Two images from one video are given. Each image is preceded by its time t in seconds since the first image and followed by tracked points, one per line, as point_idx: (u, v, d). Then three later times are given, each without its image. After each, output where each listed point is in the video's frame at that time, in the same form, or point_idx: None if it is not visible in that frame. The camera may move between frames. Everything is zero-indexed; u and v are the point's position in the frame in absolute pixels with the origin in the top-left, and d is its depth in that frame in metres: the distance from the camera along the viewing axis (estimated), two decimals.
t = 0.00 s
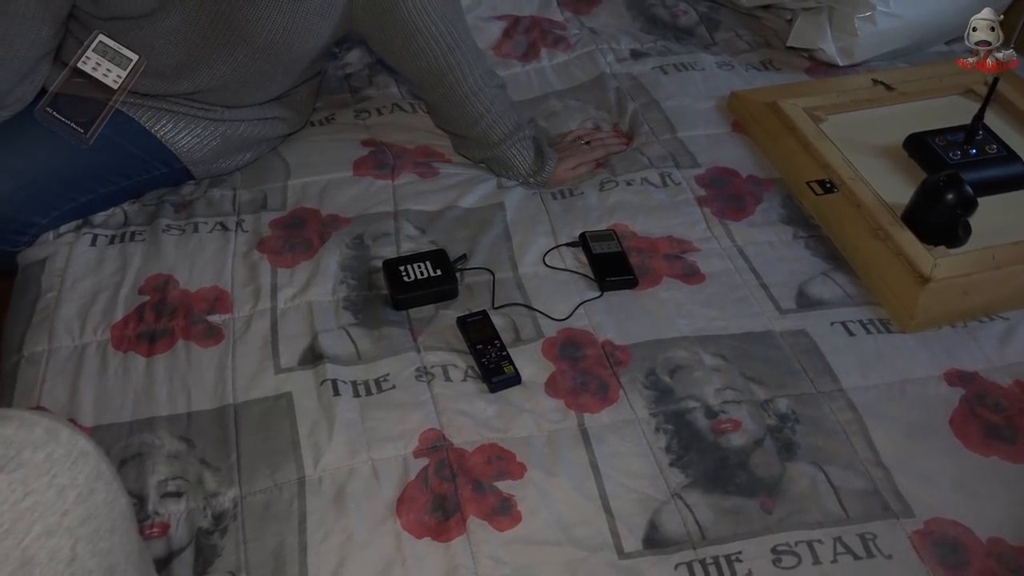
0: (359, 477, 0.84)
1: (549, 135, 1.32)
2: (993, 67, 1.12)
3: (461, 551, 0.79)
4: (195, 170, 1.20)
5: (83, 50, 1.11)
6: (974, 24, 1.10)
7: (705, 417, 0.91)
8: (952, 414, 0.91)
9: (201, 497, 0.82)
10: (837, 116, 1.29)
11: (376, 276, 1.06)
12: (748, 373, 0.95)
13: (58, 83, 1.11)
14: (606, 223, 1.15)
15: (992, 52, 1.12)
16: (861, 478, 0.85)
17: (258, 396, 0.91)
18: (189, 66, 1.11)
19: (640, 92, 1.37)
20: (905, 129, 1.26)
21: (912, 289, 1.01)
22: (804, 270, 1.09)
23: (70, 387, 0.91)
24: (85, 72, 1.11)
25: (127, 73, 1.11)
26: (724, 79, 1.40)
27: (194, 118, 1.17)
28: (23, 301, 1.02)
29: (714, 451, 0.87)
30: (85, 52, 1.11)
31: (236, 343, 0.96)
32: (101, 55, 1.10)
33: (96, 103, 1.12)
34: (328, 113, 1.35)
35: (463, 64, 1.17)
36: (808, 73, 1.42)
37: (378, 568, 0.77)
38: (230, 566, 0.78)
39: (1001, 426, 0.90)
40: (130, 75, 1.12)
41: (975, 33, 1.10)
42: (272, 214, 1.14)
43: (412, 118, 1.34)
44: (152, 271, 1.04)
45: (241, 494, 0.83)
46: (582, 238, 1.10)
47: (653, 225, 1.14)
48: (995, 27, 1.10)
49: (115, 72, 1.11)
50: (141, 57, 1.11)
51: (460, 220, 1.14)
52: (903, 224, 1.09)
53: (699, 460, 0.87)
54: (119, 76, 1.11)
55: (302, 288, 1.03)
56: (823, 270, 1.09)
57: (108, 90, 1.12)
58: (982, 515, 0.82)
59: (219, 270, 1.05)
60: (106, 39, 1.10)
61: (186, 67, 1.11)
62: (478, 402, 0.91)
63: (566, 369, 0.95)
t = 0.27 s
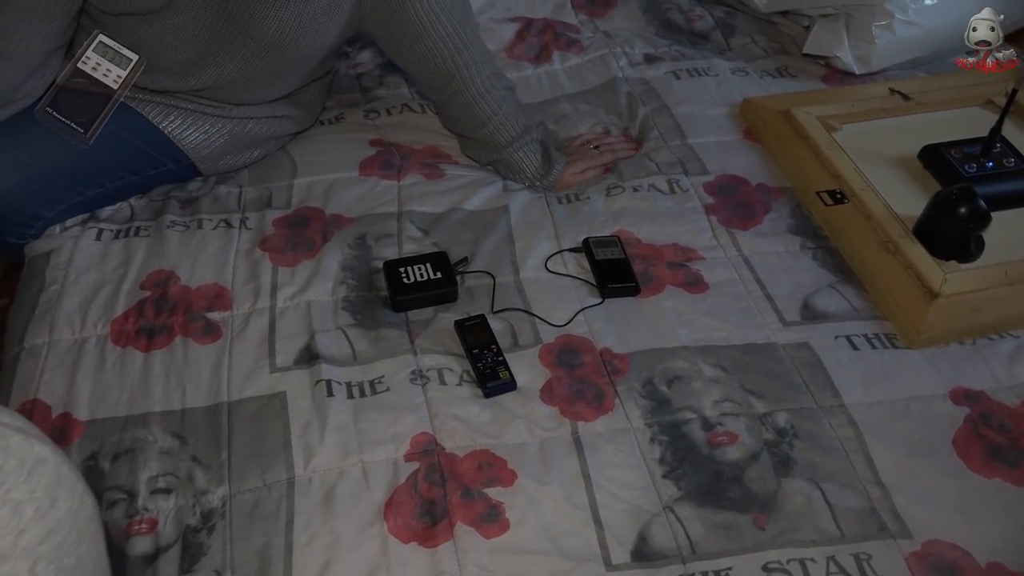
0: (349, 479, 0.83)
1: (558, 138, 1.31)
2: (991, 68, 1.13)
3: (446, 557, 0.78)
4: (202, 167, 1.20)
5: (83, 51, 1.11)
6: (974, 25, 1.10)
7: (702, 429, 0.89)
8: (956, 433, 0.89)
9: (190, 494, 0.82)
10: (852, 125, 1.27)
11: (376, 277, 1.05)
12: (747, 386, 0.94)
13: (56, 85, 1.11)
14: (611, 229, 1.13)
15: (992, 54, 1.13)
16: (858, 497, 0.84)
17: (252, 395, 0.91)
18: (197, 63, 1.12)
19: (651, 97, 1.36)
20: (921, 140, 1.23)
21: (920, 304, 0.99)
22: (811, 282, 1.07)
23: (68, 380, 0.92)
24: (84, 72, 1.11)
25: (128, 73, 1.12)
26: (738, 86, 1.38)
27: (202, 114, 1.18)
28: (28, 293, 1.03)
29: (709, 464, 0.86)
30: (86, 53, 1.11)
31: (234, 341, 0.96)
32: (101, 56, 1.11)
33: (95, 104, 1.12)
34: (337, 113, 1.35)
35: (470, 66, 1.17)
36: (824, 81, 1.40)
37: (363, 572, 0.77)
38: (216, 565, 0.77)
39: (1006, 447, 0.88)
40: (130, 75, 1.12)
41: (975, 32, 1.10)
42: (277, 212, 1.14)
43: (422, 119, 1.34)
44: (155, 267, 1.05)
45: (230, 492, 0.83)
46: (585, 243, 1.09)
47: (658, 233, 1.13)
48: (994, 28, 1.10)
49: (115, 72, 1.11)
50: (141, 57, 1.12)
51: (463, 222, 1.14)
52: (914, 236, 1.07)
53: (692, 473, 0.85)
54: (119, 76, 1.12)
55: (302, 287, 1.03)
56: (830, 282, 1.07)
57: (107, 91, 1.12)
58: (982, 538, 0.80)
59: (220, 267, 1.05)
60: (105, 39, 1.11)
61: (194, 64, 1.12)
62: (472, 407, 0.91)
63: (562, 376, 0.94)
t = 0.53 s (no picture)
0: (336, 478, 0.83)
1: (566, 141, 1.30)
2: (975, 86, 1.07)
3: (429, 561, 0.77)
4: (209, 160, 1.21)
5: (83, 51, 1.12)
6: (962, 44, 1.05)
7: (695, 441, 0.88)
8: (956, 455, 0.87)
9: (177, 488, 0.82)
10: (866, 136, 1.25)
11: (375, 276, 1.05)
12: (744, 399, 0.92)
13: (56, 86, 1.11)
14: (614, 234, 1.12)
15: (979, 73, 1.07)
16: (851, 516, 0.82)
17: (245, 390, 0.91)
18: (206, 55, 1.13)
19: (663, 102, 1.35)
20: (935, 153, 1.21)
21: (925, 321, 0.97)
22: (815, 294, 1.05)
23: (63, 369, 0.93)
24: (85, 72, 1.12)
25: (128, 72, 1.13)
26: (752, 93, 1.37)
27: (209, 108, 1.18)
28: (30, 281, 1.04)
29: (701, 477, 0.85)
30: (86, 53, 1.12)
31: (230, 335, 0.96)
32: (101, 56, 1.12)
33: (96, 103, 1.13)
34: (347, 109, 1.35)
35: (479, 66, 1.16)
36: (839, 90, 1.37)
37: (345, 572, 0.76)
38: (199, 559, 0.77)
39: (1006, 471, 0.86)
40: (130, 75, 1.13)
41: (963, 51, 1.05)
42: (280, 207, 1.14)
43: (430, 118, 1.33)
44: (156, 258, 1.05)
45: (218, 487, 0.83)
46: (587, 248, 1.08)
47: (662, 240, 1.12)
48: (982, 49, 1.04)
49: (115, 72, 1.13)
50: (142, 55, 1.13)
51: (466, 223, 1.13)
52: (923, 251, 1.05)
53: (683, 485, 0.84)
54: (119, 76, 1.13)
55: (301, 284, 1.03)
56: (835, 296, 1.05)
57: (108, 91, 1.13)
58: (977, 564, 0.79)
59: (220, 261, 1.05)
60: (106, 39, 1.12)
61: (203, 56, 1.13)
62: (463, 410, 0.90)
63: (556, 382, 0.93)
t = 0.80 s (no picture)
0: (324, 476, 0.83)
1: (570, 143, 1.29)
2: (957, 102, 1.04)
3: (413, 562, 0.77)
4: (212, 155, 1.21)
5: (83, 50, 1.11)
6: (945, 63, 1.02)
7: (687, 448, 0.87)
8: (952, 469, 0.86)
9: (166, 482, 0.83)
10: (874, 143, 1.23)
11: (372, 275, 1.05)
12: (739, 406, 0.91)
13: (57, 86, 1.11)
14: (614, 238, 1.12)
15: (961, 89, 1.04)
16: (843, 528, 0.81)
17: (237, 385, 0.91)
18: (210, 50, 1.13)
19: (669, 105, 1.34)
20: (945, 161, 1.19)
21: (926, 331, 0.95)
22: (815, 302, 1.04)
23: (58, 360, 0.93)
24: (85, 72, 1.11)
25: (128, 73, 1.13)
26: (759, 97, 1.35)
27: (213, 103, 1.18)
28: (30, 272, 1.04)
29: (691, 484, 0.84)
30: (85, 52, 1.11)
31: (224, 330, 0.96)
32: (101, 55, 1.12)
33: (96, 103, 1.12)
34: (352, 107, 1.35)
35: (482, 65, 1.16)
36: (849, 96, 1.36)
37: (328, 571, 0.76)
38: (183, 554, 0.77)
39: (1004, 486, 0.84)
40: (130, 75, 1.13)
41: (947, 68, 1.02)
42: (280, 204, 1.14)
43: (435, 117, 1.33)
44: (155, 252, 1.05)
45: (205, 483, 0.83)
46: (586, 251, 1.08)
47: (662, 244, 1.11)
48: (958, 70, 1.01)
49: (115, 72, 1.12)
50: (140, 57, 1.13)
51: (465, 224, 1.13)
52: (928, 261, 1.03)
53: (673, 492, 0.83)
54: (119, 76, 1.12)
55: (298, 281, 1.03)
56: (835, 304, 1.04)
57: (108, 91, 1.12)
58: None
59: (219, 256, 1.05)
60: (106, 39, 1.12)
61: (207, 51, 1.13)
62: (454, 411, 0.90)
63: (549, 386, 0.93)
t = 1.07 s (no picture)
0: (319, 470, 0.83)
1: (576, 141, 1.29)
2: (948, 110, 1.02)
3: (405, 557, 0.77)
4: (217, 149, 1.22)
5: (83, 51, 1.13)
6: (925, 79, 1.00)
7: (684, 448, 0.87)
8: (952, 474, 0.85)
9: (162, 473, 0.83)
10: (882, 144, 1.22)
11: (373, 270, 1.05)
12: (737, 408, 0.91)
13: (56, 86, 1.12)
14: (617, 237, 1.11)
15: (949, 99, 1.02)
16: (839, 532, 0.80)
17: (235, 378, 0.91)
18: (216, 45, 1.13)
19: (676, 104, 1.33)
20: (953, 164, 1.18)
21: (929, 335, 0.94)
22: (817, 304, 1.03)
23: (60, 351, 0.94)
24: (85, 72, 1.13)
25: (128, 72, 1.15)
26: (767, 98, 1.35)
27: (219, 98, 1.19)
28: (35, 263, 1.05)
29: (686, 485, 0.83)
30: (85, 53, 1.13)
31: (224, 323, 0.97)
32: (101, 56, 1.14)
33: (96, 102, 1.14)
34: (358, 103, 1.35)
35: (487, 63, 1.15)
36: (858, 98, 1.35)
37: (320, 565, 0.76)
38: (177, 545, 0.78)
39: (1004, 493, 0.84)
40: (130, 73, 1.15)
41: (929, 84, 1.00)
42: (284, 198, 1.15)
43: (441, 114, 1.33)
44: (158, 245, 1.06)
45: (201, 474, 0.83)
46: (587, 250, 1.07)
47: (665, 244, 1.10)
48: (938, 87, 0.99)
49: (115, 73, 1.14)
50: (141, 56, 1.16)
51: (468, 221, 1.13)
52: (933, 264, 1.01)
53: (668, 493, 0.83)
54: (119, 76, 1.14)
55: (299, 275, 1.03)
56: (838, 307, 1.03)
57: (108, 90, 1.14)
58: None
59: (221, 249, 1.06)
60: (106, 39, 1.14)
61: (213, 46, 1.14)
62: (451, 407, 0.90)
63: (546, 383, 0.92)
